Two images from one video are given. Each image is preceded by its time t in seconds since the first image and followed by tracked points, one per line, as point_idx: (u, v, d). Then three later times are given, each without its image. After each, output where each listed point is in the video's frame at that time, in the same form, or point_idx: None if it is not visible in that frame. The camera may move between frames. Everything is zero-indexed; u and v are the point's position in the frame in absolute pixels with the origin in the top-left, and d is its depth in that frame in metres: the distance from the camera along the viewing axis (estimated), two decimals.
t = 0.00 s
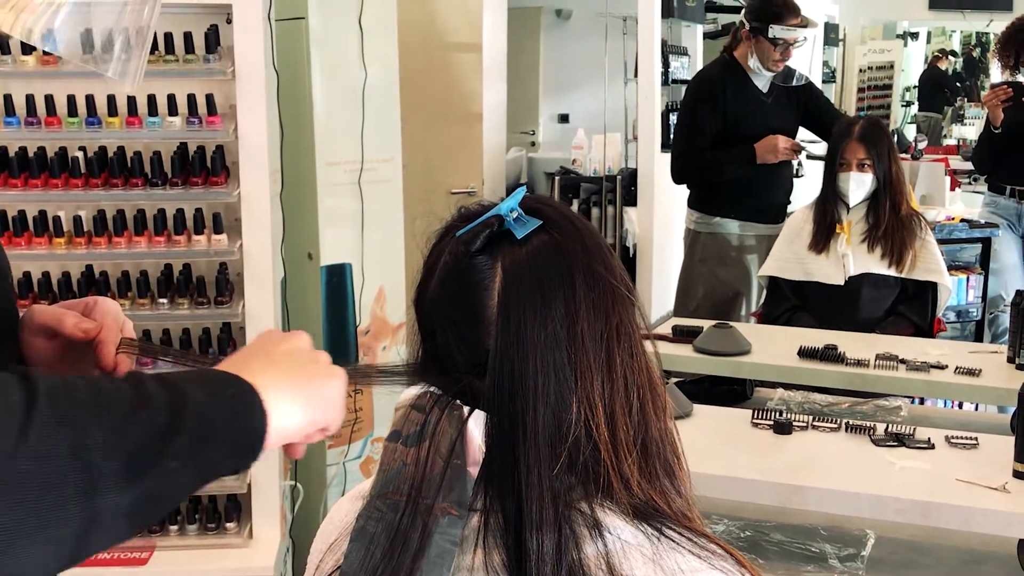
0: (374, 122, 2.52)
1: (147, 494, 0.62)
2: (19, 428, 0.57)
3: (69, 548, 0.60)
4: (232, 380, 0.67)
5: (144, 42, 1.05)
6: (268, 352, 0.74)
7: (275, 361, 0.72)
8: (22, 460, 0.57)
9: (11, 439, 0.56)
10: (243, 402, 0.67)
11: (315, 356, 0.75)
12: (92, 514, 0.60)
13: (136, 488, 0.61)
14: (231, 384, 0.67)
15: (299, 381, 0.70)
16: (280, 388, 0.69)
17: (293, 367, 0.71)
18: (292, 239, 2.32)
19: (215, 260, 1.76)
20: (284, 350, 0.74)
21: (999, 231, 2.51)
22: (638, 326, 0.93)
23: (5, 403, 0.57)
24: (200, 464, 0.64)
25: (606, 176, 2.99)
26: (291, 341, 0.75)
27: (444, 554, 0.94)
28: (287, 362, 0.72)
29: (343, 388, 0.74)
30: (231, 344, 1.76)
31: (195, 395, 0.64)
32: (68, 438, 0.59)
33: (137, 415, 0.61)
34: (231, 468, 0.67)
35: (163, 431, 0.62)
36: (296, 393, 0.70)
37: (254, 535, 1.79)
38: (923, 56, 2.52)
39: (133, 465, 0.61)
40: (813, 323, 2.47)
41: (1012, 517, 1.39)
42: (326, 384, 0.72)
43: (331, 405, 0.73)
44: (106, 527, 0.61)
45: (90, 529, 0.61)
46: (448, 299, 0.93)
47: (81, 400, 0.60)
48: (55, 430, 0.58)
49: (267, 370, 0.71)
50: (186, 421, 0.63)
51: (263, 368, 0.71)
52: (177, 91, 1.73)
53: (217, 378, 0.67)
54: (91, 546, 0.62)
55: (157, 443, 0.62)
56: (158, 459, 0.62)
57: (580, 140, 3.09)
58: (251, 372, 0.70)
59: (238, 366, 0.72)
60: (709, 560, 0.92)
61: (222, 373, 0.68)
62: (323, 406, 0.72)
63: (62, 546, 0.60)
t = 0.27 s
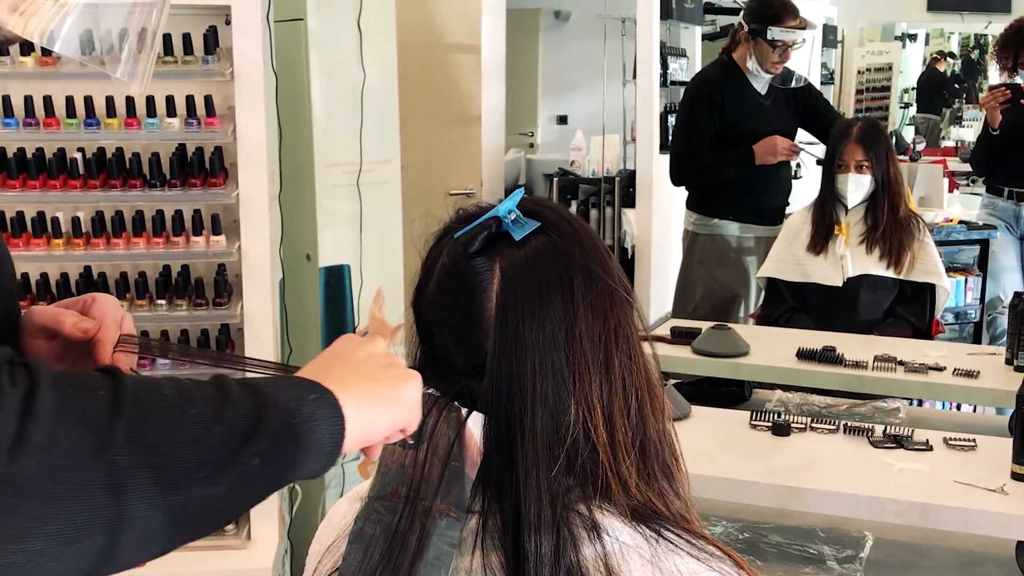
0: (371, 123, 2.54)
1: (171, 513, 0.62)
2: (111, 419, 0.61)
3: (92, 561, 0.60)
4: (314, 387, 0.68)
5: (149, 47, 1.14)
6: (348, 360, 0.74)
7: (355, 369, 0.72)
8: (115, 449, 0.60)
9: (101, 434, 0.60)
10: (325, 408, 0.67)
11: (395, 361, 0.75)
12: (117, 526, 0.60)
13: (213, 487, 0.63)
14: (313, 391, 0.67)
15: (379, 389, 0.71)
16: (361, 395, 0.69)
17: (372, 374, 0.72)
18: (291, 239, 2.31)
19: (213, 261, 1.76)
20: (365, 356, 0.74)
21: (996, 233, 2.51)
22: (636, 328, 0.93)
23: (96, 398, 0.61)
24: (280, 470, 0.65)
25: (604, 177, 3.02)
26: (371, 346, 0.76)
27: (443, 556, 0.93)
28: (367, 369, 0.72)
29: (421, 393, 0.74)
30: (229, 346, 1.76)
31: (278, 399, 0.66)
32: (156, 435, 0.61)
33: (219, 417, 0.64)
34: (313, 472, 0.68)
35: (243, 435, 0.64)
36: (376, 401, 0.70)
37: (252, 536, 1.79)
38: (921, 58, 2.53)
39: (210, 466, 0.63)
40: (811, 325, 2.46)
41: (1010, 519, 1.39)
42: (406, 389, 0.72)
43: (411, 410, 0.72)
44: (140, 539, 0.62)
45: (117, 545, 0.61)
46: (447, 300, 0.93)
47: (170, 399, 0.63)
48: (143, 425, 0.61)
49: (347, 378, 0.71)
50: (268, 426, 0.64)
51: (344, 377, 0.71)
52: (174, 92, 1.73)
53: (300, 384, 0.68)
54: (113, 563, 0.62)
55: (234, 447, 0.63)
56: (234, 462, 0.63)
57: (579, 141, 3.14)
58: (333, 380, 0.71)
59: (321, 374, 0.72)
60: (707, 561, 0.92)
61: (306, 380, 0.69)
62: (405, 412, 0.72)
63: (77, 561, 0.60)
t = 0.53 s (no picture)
0: (370, 125, 2.54)
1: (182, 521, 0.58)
2: (153, 420, 0.58)
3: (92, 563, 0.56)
4: (355, 389, 0.64)
5: (157, 48, 1.03)
6: (388, 358, 0.71)
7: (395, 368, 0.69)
8: (157, 450, 0.57)
9: (142, 436, 0.57)
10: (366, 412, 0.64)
11: (437, 360, 0.71)
12: (126, 530, 0.56)
13: (253, 489, 0.60)
14: (355, 393, 0.64)
15: (422, 390, 0.67)
16: (403, 397, 0.66)
17: (412, 374, 0.68)
18: (292, 237, 2.32)
19: (211, 264, 1.76)
20: (406, 354, 0.71)
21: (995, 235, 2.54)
22: (634, 331, 0.94)
23: (140, 400, 0.59)
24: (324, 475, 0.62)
25: (604, 179, 2.99)
26: (411, 343, 0.72)
27: (439, 559, 0.93)
28: (407, 369, 0.69)
29: (463, 393, 0.71)
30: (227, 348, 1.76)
31: (321, 401, 0.62)
32: (198, 437, 0.58)
33: (263, 418, 0.60)
34: (354, 474, 0.64)
35: (285, 437, 0.60)
36: (418, 402, 0.67)
37: (249, 538, 1.79)
38: (919, 60, 2.52)
39: (251, 468, 0.59)
40: (810, 328, 2.47)
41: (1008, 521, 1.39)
42: (447, 389, 0.69)
43: (452, 409, 0.70)
44: (153, 545, 0.58)
45: (121, 553, 0.57)
46: (444, 304, 0.93)
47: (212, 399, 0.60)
48: (185, 425, 0.58)
49: (388, 377, 0.68)
50: (312, 427, 0.61)
51: (383, 377, 0.67)
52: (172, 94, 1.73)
53: (341, 386, 0.64)
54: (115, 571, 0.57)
55: (279, 448, 0.60)
56: (276, 463, 0.60)
57: (577, 143, 3.05)
58: (373, 380, 0.67)
59: (359, 373, 0.69)
60: (704, 564, 0.93)
61: (346, 381, 0.66)
62: (447, 412, 0.69)
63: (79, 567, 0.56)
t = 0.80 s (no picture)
0: (369, 127, 2.54)
1: (183, 526, 0.58)
2: (182, 417, 0.59)
3: (94, 565, 0.56)
4: (384, 389, 0.66)
5: (160, 52, 1.07)
6: (418, 356, 0.72)
7: (424, 368, 0.70)
8: (185, 448, 0.58)
9: (172, 434, 0.58)
10: (393, 412, 0.65)
11: (466, 359, 0.73)
12: (132, 529, 0.56)
13: (278, 487, 0.61)
14: (383, 393, 0.66)
15: (449, 390, 0.69)
16: (430, 397, 0.67)
17: (441, 374, 0.70)
18: (291, 237, 2.31)
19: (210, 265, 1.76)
20: (436, 352, 0.72)
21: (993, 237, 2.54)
22: (633, 333, 0.94)
23: (171, 398, 0.59)
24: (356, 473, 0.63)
25: (602, 181, 3.05)
26: (441, 340, 0.73)
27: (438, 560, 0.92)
28: (435, 368, 0.70)
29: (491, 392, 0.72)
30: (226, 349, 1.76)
31: (349, 400, 0.64)
32: (227, 434, 0.59)
33: (291, 417, 0.61)
34: (383, 472, 0.66)
35: (311, 437, 0.61)
36: (446, 402, 0.68)
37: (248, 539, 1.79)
38: (917, 62, 2.53)
39: (275, 465, 0.60)
40: (810, 330, 2.46)
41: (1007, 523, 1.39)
42: (475, 388, 0.70)
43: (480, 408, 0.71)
44: (163, 543, 0.58)
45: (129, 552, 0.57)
46: (443, 306, 0.93)
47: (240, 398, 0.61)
48: (214, 423, 0.59)
49: (417, 376, 0.69)
50: (340, 426, 0.62)
51: (413, 376, 0.69)
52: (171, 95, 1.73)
53: (370, 386, 0.66)
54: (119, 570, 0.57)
55: (305, 447, 0.61)
56: (301, 462, 0.61)
57: (576, 144, 3.13)
58: (402, 379, 0.68)
59: (390, 373, 0.70)
60: (704, 565, 0.92)
61: (376, 381, 0.67)
62: (475, 411, 0.70)
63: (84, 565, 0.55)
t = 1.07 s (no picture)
0: (369, 127, 2.54)
1: (172, 522, 0.56)
2: (163, 417, 0.56)
3: (86, 560, 0.55)
4: (380, 390, 0.65)
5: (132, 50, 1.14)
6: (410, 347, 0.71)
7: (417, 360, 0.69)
8: (162, 447, 0.56)
9: (152, 434, 0.56)
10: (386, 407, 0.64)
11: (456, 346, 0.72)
12: (120, 524, 0.55)
13: (264, 484, 0.59)
14: (379, 392, 0.65)
15: (440, 377, 0.68)
16: (422, 387, 0.67)
17: (431, 365, 0.69)
18: (291, 238, 2.32)
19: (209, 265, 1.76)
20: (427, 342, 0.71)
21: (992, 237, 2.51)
22: (633, 333, 0.93)
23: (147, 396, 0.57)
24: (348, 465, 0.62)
25: (600, 181, 3.06)
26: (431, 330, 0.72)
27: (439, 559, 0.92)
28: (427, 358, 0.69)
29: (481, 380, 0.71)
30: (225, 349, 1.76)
31: (335, 393, 0.62)
32: (209, 429, 0.57)
33: (271, 413, 0.59)
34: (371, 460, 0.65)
35: (290, 434, 0.59)
36: (437, 390, 0.67)
37: (247, 540, 1.79)
38: (916, 62, 2.59)
39: (260, 466, 0.58)
40: (808, 330, 2.48)
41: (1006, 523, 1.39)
42: (467, 376, 0.69)
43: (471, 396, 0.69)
44: (154, 540, 0.57)
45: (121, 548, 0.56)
46: (443, 306, 0.93)
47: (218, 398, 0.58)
48: (187, 419, 0.57)
49: (409, 367, 0.68)
50: (324, 420, 0.60)
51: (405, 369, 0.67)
52: (170, 96, 1.73)
53: (356, 377, 0.64)
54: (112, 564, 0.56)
55: (284, 441, 0.59)
56: (272, 459, 0.58)
57: (574, 144, 3.11)
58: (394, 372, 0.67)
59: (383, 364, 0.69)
60: (705, 566, 0.92)
61: (362, 372, 0.65)
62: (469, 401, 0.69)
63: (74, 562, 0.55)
